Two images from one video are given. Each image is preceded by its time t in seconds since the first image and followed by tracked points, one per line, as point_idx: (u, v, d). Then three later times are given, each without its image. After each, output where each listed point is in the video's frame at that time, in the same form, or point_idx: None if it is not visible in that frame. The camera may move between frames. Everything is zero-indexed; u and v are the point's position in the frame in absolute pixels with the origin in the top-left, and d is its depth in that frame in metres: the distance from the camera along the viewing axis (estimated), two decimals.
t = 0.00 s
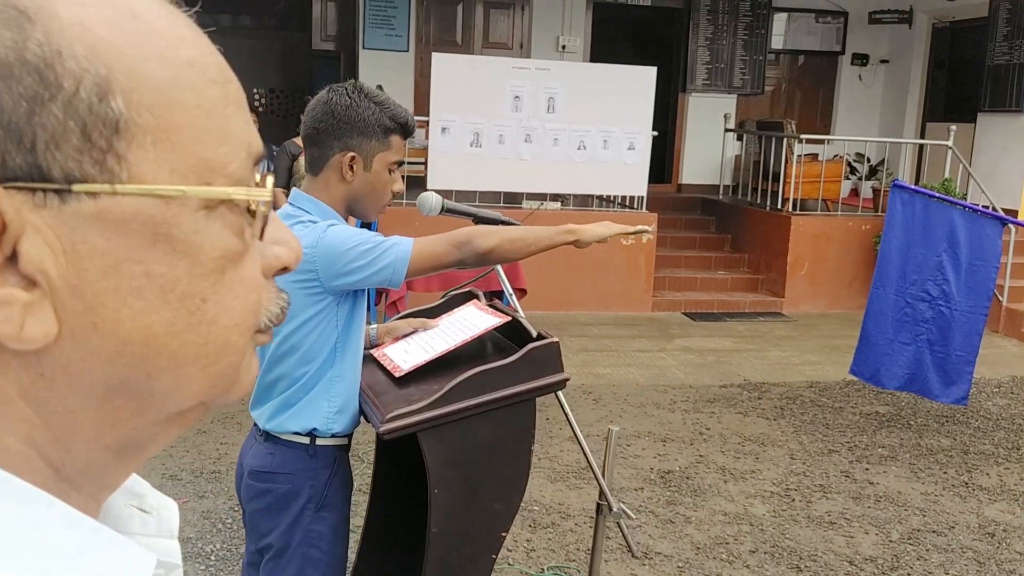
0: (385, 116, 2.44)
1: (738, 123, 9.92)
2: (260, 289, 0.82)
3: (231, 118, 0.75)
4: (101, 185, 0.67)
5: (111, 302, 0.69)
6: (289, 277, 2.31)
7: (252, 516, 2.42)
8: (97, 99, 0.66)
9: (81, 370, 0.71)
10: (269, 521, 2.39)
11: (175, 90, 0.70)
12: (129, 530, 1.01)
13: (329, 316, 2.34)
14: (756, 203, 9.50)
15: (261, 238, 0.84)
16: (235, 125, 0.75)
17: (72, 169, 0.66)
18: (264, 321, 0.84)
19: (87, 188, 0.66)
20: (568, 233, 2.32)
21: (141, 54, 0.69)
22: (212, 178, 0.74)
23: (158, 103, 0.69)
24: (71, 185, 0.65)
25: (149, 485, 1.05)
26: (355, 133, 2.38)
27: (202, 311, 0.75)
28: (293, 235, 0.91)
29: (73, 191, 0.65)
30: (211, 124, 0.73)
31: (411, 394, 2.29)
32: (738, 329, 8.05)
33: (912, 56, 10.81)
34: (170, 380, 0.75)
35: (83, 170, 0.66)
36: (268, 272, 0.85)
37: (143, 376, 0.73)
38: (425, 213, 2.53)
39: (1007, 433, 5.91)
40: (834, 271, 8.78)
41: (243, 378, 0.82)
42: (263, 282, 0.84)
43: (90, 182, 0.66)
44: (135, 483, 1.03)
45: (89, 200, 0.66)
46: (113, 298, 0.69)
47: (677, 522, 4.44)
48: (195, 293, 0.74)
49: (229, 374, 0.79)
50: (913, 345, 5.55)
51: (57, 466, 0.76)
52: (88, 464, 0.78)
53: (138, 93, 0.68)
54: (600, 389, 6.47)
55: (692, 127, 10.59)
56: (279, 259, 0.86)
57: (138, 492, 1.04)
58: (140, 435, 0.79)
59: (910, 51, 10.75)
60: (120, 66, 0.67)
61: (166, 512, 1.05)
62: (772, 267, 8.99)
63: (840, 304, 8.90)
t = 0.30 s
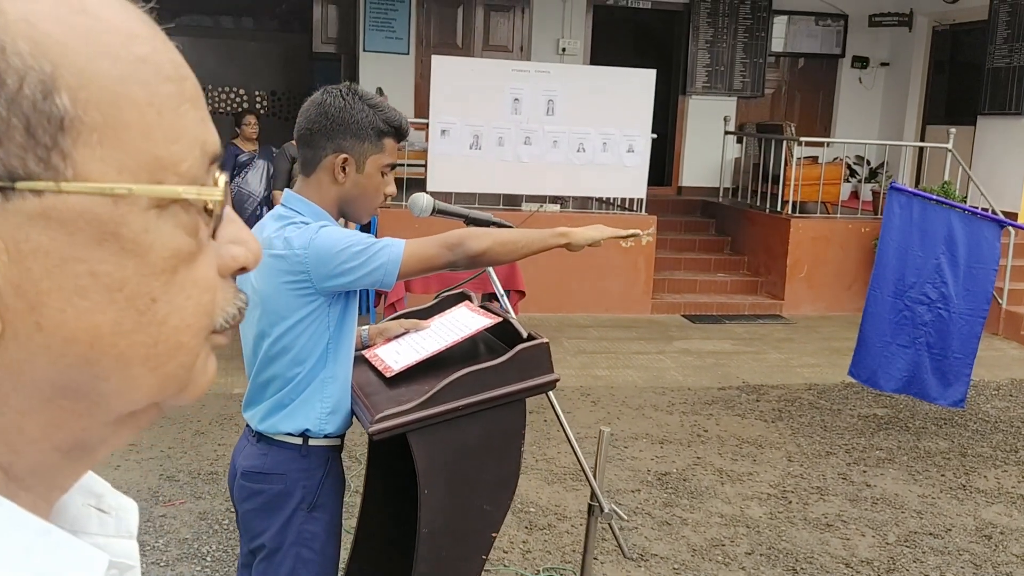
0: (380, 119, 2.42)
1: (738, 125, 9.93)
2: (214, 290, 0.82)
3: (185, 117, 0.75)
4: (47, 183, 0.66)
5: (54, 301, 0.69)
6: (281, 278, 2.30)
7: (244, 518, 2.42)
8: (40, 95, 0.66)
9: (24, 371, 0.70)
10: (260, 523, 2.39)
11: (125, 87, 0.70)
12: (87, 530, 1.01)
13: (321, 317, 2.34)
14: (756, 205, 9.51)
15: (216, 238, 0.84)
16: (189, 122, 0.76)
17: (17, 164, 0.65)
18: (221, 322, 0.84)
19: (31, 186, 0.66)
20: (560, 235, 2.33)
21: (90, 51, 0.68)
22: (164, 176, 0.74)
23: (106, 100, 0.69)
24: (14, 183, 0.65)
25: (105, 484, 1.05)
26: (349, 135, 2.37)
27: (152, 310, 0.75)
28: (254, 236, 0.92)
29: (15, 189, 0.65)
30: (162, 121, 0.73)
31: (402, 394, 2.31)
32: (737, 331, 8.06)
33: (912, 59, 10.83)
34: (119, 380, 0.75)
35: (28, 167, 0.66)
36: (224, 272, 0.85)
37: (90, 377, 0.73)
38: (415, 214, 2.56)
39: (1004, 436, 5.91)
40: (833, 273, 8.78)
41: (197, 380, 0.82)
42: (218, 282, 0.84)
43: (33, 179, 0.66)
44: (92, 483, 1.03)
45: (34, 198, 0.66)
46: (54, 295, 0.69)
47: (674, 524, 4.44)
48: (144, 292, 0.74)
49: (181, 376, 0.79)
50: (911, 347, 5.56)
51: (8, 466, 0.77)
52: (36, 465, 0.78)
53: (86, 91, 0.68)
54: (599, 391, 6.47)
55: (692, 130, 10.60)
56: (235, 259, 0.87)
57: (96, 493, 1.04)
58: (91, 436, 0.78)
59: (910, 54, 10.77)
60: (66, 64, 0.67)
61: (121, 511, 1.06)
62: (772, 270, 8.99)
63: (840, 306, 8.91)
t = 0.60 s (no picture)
0: (376, 116, 2.39)
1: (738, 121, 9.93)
2: (180, 285, 0.81)
3: (152, 108, 0.75)
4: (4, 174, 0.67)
5: (11, 294, 0.69)
6: (275, 274, 2.30)
7: (239, 513, 2.43)
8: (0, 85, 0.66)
9: None
10: (257, 518, 2.40)
11: (88, 78, 0.70)
12: (60, 520, 1.02)
13: (315, 313, 2.33)
14: (756, 202, 9.53)
15: (183, 234, 0.84)
16: (156, 115, 0.75)
17: None
18: (188, 320, 0.84)
19: None
20: (554, 231, 2.32)
21: (51, 41, 0.68)
22: (127, 170, 0.74)
23: (70, 92, 0.69)
24: None
25: (77, 474, 1.06)
26: (345, 132, 2.34)
27: (112, 306, 0.74)
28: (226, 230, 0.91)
29: None
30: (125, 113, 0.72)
31: (396, 389, 2.32)
32: (737, 327, 8.06)
33: (912, 55, 10.83)
34: (78, 375, 0.74)
35: None
36: (192, 268, 0.85)
37: (48, 369, 0.72)
38: (408, 209, 2.59)
39: (1004, 431, 5.91)
40: (832, 270, 8.79)
41: (164, 376, 0.81)
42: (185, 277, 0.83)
43: None
44: (65, 474, 1.05)
45: None
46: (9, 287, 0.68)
47: (672, 519, 4.45)
48: (103, 288, 0.73)
49: (144, 373, 0.78)
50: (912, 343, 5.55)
51: None
52: None
53: (46, 82, 0.68)
54: (598, 387, 6.48)
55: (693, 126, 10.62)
56: (205, 256, 0.86)
57: (69, 483, 1.06)
58: (54, 430, 0.78)
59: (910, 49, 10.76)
60: (28, 54, 0.67)
61: (98, 503, 1.08)
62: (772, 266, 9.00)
63: (840, 302, 8.92)
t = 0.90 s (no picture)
0: (373, 108, 2.37)
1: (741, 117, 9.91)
2: (156, 276, 0.81)
3: (123, 90, 0.76)
4: None
5: None
6: (272, 266, 2.29)
7: (236, 507, 2.43)
8: None
9: None
10: (254, 512, 2.40)
11: (53, 57, 0.71)
12: (42, 511, 1.03)
13: (312, 305, 2.32)
14: (761, 196, 9.49)
15: (164, 223, 0.84)
16: (128, 94, 0.76)
17: None
18: (167, 311, 0.84)
19: None
20: (553, 226, 2.30)
21: (15, 20, 0.70)
22: (95, 153, 0.74)
23: (38, 70, 0.70)
24: None
25: (63, 465, 1.08)
26: (342, 125, 2.32)
27: (78, 295, 0.75)
28: (209, 220, 0.90)
29: None
30: (96, 93, 0.73)
31: (393, 383, 2.30)
32: (741, 322, 8.03)
33: (918, 49, 10.75)
34: (43, 364, 0.75)
35: None
36: (171, 257, 0.84)
37: (12, 358, 0.74)
38: (405, 203, 2.58)
39: (1008, 426, 5.88)
40: (837, 265, 8.76)
41: (140, 368, 0.82)
42: (162, 266, 0.83)
43: None
44: (50, 463, 1.06)
45: None
46: None
47: (674, 515, 4.43)
48: (68, 274, 0.74)
49: (114, 363, 0.79)
50: (916, 337, 5.52)
51: None
52: None
53: (10, 61, 0.69)
54: (601, 382, 6.46)
55: (697, 122, 10.55)
56: (188, 246, 0.86)
57: (55, 474, 1.07)
58: (23, 420, 0.80)
59: (916, 42, 10.69)
60: None
61: (86, 501, 1.08)
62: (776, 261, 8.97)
63: (845, 297, 8.89)
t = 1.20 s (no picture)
0: (367, 106, 2.35)
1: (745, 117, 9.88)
2: (129, 281, 0.79)
3: (97, 86, 0.74)
4: None
5: None
6: (267, 268, 2.26)
7: (230, 510, 2.41)
8: None
9: None
10: (248, 515, 2.38)
11: (22, 51, 0.69)
12: (14, 522, 1.02)
13: (308, 308, 2.29)
14: (765, 197, 9.47)
15: (140, 226, 0.82)
16: (103, 90, 0.74)
17: None
18: (139, 318, 0.82)
19: None
20: (552, 228, 2.27)
21: None
22: (65, 152, 0.72)
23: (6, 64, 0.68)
24: None
25: (38, 475, 1.05)
26: (335, 124, 2.30)
27: (45, 302, 0.72)
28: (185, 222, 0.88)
29: None
30: (66, 90, 0.71)
31: (389, 385, 2.28)
32: (745, 324, 8.00)
33: (923, 50, 10.71)
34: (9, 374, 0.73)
35: None
36: (146, 260, 0.82)
37: None
38: (403, 203, 2.55)
39: (1013, 428, 5.84)
40: (842, 266, 8.72)
41: (112, 377, 0.80)
42: (135, 270, 0.81)
43: None
44: (25, 474, 1.05)
45: None
46: None
47: (677, 517, 4.40)
48: (36, 281, 0.72)
49: (83, 373, 0.77)
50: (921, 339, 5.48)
51: None
52: None
53: None
54: (604, 384, 6.43)
55: (701, 122, 10.53)
56: (164, 249, 0.84)
57: (30, 484, 1.05)
58: None
59: (921, 43, 10.65)
60: None
61: (63, 512, 1.06)
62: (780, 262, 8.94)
63: (850, 298, 8.86)
